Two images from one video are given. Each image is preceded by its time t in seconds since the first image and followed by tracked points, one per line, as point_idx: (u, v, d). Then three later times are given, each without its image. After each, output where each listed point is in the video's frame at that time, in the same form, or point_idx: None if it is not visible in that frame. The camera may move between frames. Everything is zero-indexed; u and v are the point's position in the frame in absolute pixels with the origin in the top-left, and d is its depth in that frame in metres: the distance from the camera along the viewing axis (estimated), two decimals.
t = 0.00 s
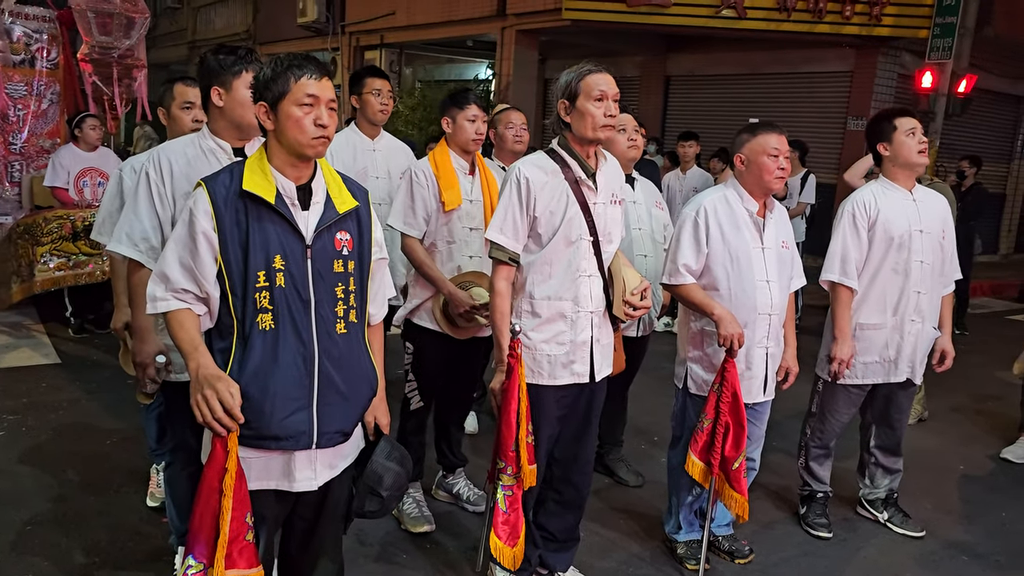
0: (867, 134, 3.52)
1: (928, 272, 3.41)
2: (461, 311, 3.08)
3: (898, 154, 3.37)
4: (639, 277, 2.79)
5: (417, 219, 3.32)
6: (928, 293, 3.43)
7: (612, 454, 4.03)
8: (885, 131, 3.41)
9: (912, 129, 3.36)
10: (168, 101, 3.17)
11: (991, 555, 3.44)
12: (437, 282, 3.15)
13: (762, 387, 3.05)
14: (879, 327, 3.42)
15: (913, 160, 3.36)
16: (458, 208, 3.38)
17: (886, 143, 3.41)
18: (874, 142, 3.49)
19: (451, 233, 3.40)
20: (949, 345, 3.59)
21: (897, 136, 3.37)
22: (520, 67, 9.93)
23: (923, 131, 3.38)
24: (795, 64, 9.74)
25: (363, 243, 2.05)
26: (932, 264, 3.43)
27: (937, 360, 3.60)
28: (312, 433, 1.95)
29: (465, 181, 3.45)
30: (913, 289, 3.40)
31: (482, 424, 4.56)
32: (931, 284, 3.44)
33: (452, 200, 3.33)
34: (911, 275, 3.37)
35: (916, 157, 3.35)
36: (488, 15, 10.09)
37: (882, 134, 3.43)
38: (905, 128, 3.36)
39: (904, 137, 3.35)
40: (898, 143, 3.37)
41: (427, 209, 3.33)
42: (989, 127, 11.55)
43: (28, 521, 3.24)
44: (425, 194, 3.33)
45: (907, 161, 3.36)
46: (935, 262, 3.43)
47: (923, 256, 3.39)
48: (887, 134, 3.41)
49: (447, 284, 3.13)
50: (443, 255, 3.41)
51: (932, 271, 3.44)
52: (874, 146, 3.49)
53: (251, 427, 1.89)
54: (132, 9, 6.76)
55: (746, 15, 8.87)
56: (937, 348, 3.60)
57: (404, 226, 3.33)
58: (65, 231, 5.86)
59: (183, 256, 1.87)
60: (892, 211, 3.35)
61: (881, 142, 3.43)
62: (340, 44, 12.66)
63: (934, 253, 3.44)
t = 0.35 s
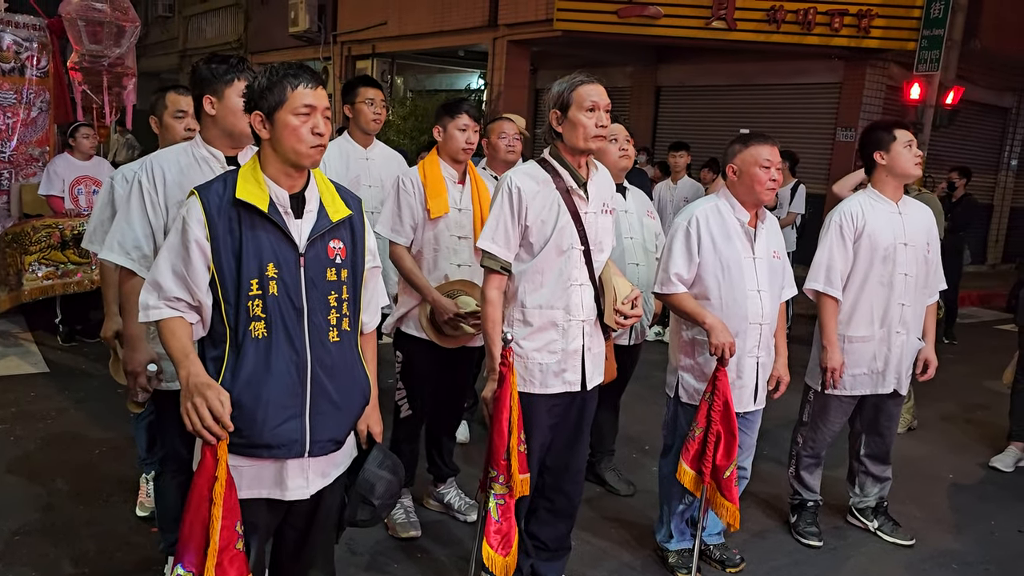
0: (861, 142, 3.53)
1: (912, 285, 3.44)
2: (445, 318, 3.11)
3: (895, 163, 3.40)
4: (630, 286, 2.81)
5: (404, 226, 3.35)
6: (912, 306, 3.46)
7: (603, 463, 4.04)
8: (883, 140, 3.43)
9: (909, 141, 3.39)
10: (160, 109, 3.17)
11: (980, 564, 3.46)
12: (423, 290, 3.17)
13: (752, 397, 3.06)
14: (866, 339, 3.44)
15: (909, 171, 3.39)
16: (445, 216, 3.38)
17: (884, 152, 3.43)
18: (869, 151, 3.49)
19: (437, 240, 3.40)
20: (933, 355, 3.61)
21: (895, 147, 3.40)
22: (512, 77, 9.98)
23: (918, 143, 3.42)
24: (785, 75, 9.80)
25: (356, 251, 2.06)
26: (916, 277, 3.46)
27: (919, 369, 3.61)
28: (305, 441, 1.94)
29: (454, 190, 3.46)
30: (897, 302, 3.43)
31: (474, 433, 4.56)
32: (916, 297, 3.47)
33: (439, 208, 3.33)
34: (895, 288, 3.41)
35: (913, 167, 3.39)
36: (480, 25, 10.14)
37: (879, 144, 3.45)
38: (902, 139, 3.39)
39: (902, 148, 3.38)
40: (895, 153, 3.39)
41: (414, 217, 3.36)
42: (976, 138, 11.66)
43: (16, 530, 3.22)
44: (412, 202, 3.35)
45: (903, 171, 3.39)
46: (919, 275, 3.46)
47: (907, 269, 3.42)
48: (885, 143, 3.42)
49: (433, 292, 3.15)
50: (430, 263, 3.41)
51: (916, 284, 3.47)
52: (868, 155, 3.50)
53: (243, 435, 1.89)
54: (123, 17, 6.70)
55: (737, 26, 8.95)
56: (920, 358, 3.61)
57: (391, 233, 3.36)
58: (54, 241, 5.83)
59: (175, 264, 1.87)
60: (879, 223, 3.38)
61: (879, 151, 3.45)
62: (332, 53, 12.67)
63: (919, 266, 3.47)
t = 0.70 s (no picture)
0: (851, 153, 3.56)
1: (902, 295, 3.46)
2: (433, 328, 3.10)
3: (885, 172, 3.41)
4: (621, 295, 2.81)
5: (389, 237, 3.35)
6: (902, 316, 3.47)
7: (596, 473, 4.03)
8: (872, 149, 3.45)
9: (897, 150, 3.42)
10: (153, 118, 3.17)
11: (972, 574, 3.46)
12: (410, 300, 3.16)
13: (744, 406, 3.06)
14: (856, 348, 3.44)
15: (900, 179, 3.40)
16: (430, 226, 3.40)
17: (873, 161, 3.45)
18: (859, 160, 3.52)
19: (422, 250, 3.40)
20: (924, 365, 3.61)
21: (884, 155, 3.42)
22: (507, 87, 10.01)
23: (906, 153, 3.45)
24: (782, 85, 9.84)
25: (346, 260, 2.06)
26: (907, 287, 3.48)
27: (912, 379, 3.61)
28: (294, 450, 1.93)
29: (438, 200, 3.46)
30: (888, 311, 3.44)
31: (466, 442, 4.56)
32: (906, 307, 3.48)
33: (423, 218, 3.34)
34: (885, 297, 3.42)
35: (903, 175, 3.40)
36: (475, 35, 10.18)
37: (868, 153, 3.47)
38: (891, 149, 3.42)
39: (890, 157, 3.40)
40: (885, 161, 3.41)
41: (399, 227, 3.36)
42: (969, 148, 11.72)
43: (4, 540, 3.20)
44: (397, 213, 3.35)
45: (893, 180, 3.40)
46: (909, 286, 3.48)
47: (898, 280, 3.44)
48: (875, 152, 3.45)
49: (419, 302, 3.14)
50: (415, 273, 3.41)
51: (906, 294, 3.49)
52: (858, 164, 3.52)
53: (232, 444, 1.89)
54: (118, 27, 6.79)
55: (731, 37, 9.01)
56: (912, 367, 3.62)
57: (375, 244, 3.34)
58: (46, 249, 5.83)
59: (164, 272, 1.87)
60: (872, 232, 3.39)
61: (868, 160, 3.47)
62: (328, 63, 12.69)
63: (909, 276, 3.49)
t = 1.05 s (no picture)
0: (852, 156, 3.55)
1: (900, 301, 3.44)
2: (430, 330, 3.11)
3: (886, 176, 3.41)
4: (620, 300, 2.78)
5: (383, 243, 3.34)
6: (900, 322, 3.45)
7: (595, 480, 4.02)
8: (873, 153, 3.45)
9: (899, 154, 3.42)
10: (152, 123, 3.17)
11: None
12: (406, 304, 3.17)
13: (742, 412, 3.05)
14: (852, 353, 3.44)
15: (900, 183, 3.39)
16: (425, 231, 3.39)
17: (874, 164, 3.45)
18: (860, 164, 3.52)
19: (418, 255, 3.39)
20: (921, 372, 3.60)
21: (885, 159, 3.42)
22: (510, 93, 10.02)
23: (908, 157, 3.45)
24: (783, 92, 9.83)
25: (341, 264, 2.05)
26: (905, 293, 3.46)
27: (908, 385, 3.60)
28: (288, 456, 1.93)
29: (434, 205, 3.46)
30: (883, 317, 3.42)
31: (465, 448, 4.55)
32: (904, 313, 3.46)
33: (418, 224, 3.34)
34: (881, 303, 3.41)
35: (904, 179, 3.40)
36: (477, 42, 10.21)
37: (869, 156, 3.47)
38: (893, 152, 3.42)
39: (892, 161, 3.40)
40: (886, 165, 3.41)
41: (394, 233, 3.36)
42: (972, 155, 11.71)
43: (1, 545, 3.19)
44: (391, 219, 3.35)
45: (894, 184, 3.40)
46: (907, 291, 3.46)
47: (895, 285, 3.42)
48: (876, 156, 3.45)
49: (417, 304, 3.14)
50: (412, 279, 3.40)
51: (904, 300, 3.47)
52: (859, 168, 3.52)
53: (226, 449, 1.88)
54: (119, 32, 6.63)
55: (732, 43, 9.00)
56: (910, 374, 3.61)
57: (370, 249, 3.33)
58: (47, 254, 5.83)
59: (159, 277, 1.86)
60: (870, 238, 3.38)
61: (869, 163, 3.47)
62: (330, 69, 12.72)
63: (908, 282, 3.47)
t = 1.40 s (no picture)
0: (838, 154, 3.53)
1: (888, 298, 3.43)
2: (430, 331, 3.10)
3: (869, 176, 3.40)
4: (618, 299, 2.78)
5: (383, 242, 3.33)
6: (889, 320, 3.43)
7: (593, 478, 4.01)
8: (858, 152, 3.43)
9: (883, 154, 3.39)
10: (149, 121, 3.17)
11: None
12: (405, 303, 3.16)
13: (740, 410, 3.05)
14: (840, 353, 3.44)
15: (884, 184, 3.39)
16: (424, 230, 3.38)
17: (858, 165, 3.43)
18: (844, 162, 3.50)
19: (416, 255, 3.38)
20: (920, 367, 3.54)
21: (869, 159, 3.40)
22: (509, 91, 10.01)
23: (893, 156, 3.42)
24: (782, 91, 9.82)
25: (337, 262, 2.04)
26: (893, 290, 3.45)
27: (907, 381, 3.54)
28: (283, 455, 1.92)
29: (432, 203, 3.46)
30: (871, 315, 3.41)
31: (463, 447, 4.54)
32: (893, 311, 3.45)
33: (416, 223, 3.34)
34: (868, 301, 3.39)
35: (887, 179, 3.39)
36: (476, 40, 10.19)
37: (853, 155, 3.45)
38: (877, 152, 3.39)
39: (876, 160, 3.38)
40: (870, 165, 3.40)
41: (393, 232, 3.35)
42: (971, 154, 11.69)
43: None
44: (390, 217, 3.34)
45: (878, 184, 3.39)
46: (895, 288, 3.45)
47: (880, 283, 3.41)
48: (860, 155, 3.43)
49: (416, 305, 3.13)
50: (410, 278, 3.39)
51: (893, 297, 3.45)
52: (845, 167, 3.51)
53: (221, 448, 1.87)
54: (118, 31, 6.57)
55: (732, 42, 8.99)
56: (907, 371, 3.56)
57: (369, 249, 3.33)
58: (45, 253, 5.81)
59: (154, 274, 1.85)
60: (851, 237, 3.38)
61: (852, 163, 3.46)
62: (329, 68, 12.70)
63: (895, 279, 3.45)
